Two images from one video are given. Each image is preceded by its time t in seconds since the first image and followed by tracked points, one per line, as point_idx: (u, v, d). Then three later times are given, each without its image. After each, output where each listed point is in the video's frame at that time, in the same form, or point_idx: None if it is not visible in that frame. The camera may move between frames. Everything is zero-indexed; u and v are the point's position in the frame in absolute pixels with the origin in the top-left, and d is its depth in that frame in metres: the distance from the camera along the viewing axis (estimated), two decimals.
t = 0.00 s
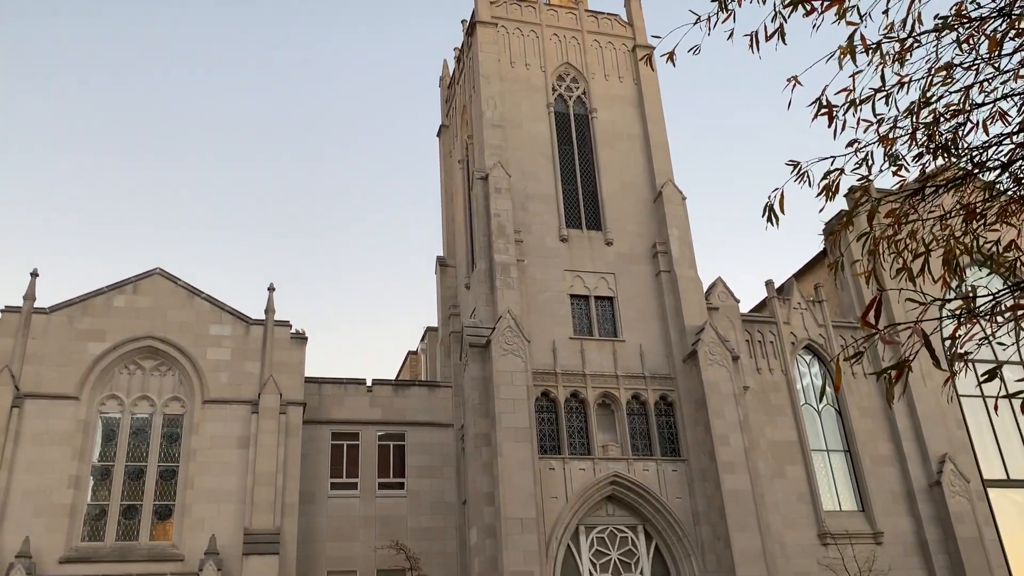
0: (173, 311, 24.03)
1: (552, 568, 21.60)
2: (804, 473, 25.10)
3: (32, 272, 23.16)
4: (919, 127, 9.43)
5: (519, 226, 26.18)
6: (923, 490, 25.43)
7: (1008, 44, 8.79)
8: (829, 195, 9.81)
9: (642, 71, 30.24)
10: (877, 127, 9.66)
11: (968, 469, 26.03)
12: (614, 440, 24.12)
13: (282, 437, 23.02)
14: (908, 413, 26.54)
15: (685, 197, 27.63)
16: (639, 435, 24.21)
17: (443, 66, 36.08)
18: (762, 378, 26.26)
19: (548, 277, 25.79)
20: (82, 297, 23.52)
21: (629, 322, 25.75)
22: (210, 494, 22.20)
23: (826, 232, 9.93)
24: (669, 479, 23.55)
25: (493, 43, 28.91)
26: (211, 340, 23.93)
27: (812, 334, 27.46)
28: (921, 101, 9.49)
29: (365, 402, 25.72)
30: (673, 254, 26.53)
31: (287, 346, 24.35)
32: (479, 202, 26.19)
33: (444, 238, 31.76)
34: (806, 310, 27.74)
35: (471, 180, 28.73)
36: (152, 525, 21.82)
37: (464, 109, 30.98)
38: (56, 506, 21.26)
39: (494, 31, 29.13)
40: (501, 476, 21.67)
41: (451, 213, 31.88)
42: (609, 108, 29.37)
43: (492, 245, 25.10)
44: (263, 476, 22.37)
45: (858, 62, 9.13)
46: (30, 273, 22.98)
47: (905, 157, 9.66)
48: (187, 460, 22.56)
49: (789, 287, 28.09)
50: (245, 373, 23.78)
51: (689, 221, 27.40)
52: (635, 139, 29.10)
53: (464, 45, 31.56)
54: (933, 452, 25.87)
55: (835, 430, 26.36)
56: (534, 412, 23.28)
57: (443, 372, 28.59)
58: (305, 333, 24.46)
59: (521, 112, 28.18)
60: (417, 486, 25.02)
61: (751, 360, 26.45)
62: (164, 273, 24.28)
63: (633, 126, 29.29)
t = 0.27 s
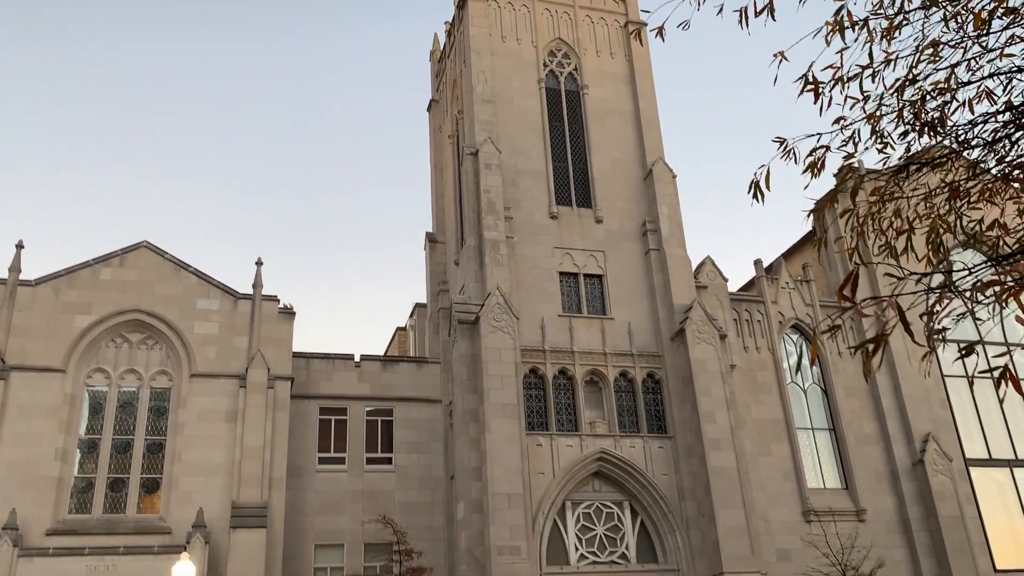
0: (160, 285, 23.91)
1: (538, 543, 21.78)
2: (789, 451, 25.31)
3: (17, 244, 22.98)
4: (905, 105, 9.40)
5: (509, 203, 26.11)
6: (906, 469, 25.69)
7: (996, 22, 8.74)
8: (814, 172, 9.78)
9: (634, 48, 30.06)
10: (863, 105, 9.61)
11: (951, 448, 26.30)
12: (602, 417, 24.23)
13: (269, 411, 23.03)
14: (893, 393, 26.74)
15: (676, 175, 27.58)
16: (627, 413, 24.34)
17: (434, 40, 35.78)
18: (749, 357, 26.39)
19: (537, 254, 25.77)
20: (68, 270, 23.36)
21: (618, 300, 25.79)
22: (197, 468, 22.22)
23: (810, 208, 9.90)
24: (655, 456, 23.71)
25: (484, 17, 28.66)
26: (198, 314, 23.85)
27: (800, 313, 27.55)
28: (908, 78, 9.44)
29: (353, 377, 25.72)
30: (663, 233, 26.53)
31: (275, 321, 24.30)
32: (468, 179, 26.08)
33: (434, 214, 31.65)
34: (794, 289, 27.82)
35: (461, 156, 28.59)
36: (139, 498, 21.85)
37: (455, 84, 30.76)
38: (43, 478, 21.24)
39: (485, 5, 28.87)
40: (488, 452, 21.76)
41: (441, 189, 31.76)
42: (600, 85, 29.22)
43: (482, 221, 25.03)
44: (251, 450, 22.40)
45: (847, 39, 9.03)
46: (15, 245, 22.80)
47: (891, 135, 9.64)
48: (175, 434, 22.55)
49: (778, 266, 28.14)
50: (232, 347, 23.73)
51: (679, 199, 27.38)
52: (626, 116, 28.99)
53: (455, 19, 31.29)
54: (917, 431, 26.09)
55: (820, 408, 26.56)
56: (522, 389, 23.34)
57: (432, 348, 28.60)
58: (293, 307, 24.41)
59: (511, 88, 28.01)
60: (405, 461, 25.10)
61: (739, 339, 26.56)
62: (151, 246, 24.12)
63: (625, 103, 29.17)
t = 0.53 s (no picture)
0: (149, 255, 23.79)
1: (525, 516, 21.97)
2: (774, 427, 25.52)
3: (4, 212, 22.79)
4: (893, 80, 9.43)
5: (500, 177, 26.02)
6: (890, 447, 25.94)
7: None
8: (803, 147, 9.80)
9: (628, 22, 29.86)
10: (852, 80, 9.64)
11: (935, 427, 26.56)
12: (590, 392, 24.35)
13: (258, 383, 23.03)
14: (879, 371, 26.93)
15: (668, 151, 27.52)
16: (615, 388, 24.46)
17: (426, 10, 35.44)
18: (737, 335, 26.51)
19: (528, 229, 25.74)
20: (56, 239, 23.21)
21: (608, 276, 25.82)
22: (185, 438, 22.25)
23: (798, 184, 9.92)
24: (642, 431, 23.87)
25: None
26: (187, 285, 23.76)
27: (788, 291, 27.65)
28: (897, 53, 9.45)
29: (343, 350, 25.73)
30: (654, 209, 26.52)
31: (264, 293, 24.24)
32: (460, 152, 25.96)
33: (424, 187, 31.54)
34: (783, 267, 27.91)
35: (452, 130, 28.45)
36: (127, 468, 21.89)
37: (447, 56, 30.53)
38: (31, 447, 21.23)
39: None
40: (476, 425, 21.86)
41: (432, 162, 31.62)
42: (594, 60, 29.06)
43: (473, 195, 24.96)
44: (239, 421, 22.43)
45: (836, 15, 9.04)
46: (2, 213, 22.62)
47: (879, 110, 9.67)
48: (163, 405, 22.56)
49: (768, 244, 28.21)
50: (221, 319, 23.67)
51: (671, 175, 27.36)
52: (619, 91, 28.86)
53: None
54: (902, 410, 26.31)
55: (806, 386, 26.77)
56: (511, 364, 23.42)
57: (421, 322, 28.62)
58: (283, 279, 24.35)
59: (504, 61, 27.83)
60: (394, 434, 25.19)
61: (727, 316, 26.67)
62: (139, 216, 23.96)
63: (618, 78, 29.03)
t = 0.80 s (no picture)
0: (138, 221, 23.65)
1: (512, 485, 22.16)
2: (761, 401, 25.72)
3: None
4: (885, 51, 9.43)
5: (492, 148, 25.91)
6: (875, 421, 26.21)
7: None
8: (794, 117, 9.78)
9: None
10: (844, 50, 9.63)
11: (920, 402, 26.81)
12: (579, 364, 24.46)
13: (248, 351, 23.04)
14: (866, 346, 27.13)
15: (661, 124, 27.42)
16: (604, 361, 24.58)
17: None
18: (726, 309, 26.63)
19: (519, 201, 25.69)
20: (44, 203, 23.03)
21: (599, 249, 25.83)
22: (174, 405, 22.28)
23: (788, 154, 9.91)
24: (630, 403, 24.04)
25: None
26: (176, 252, 23.66)
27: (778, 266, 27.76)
28: (889, 24, 9.43)
29: (333, 319, 25.72)
30: (646, 182, 26.49)
31: (254, 261, 24.17)
32: (452, 122, 25.82)
33: (416, 157, 31.39)
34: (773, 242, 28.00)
35: (445, 99, 28.27)
36: (116, 434, 21.94)
37: (440, 24, 30.26)
38: (19, 412, 21.22)
39: None
40: (465, 396, 21.95)
41: (424, 131, 31.45)
42: (588, 30, 28.85)
43: (465, 166, 24.86)
44: (229, 389, 22.47)
45: None
46: None
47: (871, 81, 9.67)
48: (152, 372, 22.56)
49: (759, 219, 28.27)
50: (211, 286, 23.61)
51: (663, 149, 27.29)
52: (613, 63, 28.69)
53: None
54: (888, 385, 26.54)
55: (794, 360, 26.95)
56: (500, 335, 23.47)
57: (412, 292, 28.62)
58: (273, 248, 24.26)
59: (498, 30, 27.60)
60: (383, 403, 25.28)
61: (717, 290, 26.76)
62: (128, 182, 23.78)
63: (612, 49, 28.84)
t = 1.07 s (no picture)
0: (127, 185, 23.43)
1: (502, 453, 22.27)
2: (750, 372, 25.84)
3: None
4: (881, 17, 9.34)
5: (485, 115, 25.71)
6: (862, 393, 26.39)
7: None
8: (788, 82, 9.66)
9: None
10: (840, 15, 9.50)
11: (908, 375, 26.98)
12: (570, 333, 24.50)
13: (238, 317, 22.98)
14: (855, 319, 27.23)
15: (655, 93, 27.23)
16: (594, 330, 24.61)
17: None
18: (717, 280, 26.65)
19: (512, 169, 25.55)
20: (31, 166, 22.78)
21: (591, 218, 25.75)
22: (164, 370, 22.24)
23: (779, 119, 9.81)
24: (620, 373, 24.12)
25: None
26: (166, 217, 23.49)
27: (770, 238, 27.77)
28: None
29: (324, 286, 25.64)
30: (639, 152, 26.37)
31: (244, 227, 24.01)
32: (445, 88, 25.58)
33: (408, 124, 31.14)
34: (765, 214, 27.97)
35: (438, 65, 27.98)
36: (106, 399, 21.92)
37: None
38: (7, 375, 21.14)
39: None
40: (456, 363, 21.98)
41: (416, 98, 31.17)
42: None
43: (457, 133, 24.67)
44: (219, 355, 22.44)
45: None
46: None
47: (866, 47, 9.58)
48: (142, 337, 22.50)
49: (752, 190, 28.21)
50: (201, 252, 23.48)
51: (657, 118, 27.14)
52: (609, 30, 28.41)
53: None
54: (876, 357, 26.68)
55: (783, 331, 27.05)
56: (492, 304, 23.46)
57: (403, 260, 28.53)
58: (263, 214, 24.10)
59: None
60: (374, 370, 25.29)
61: (709, 261, 26.77)
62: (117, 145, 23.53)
63: (608, 16, 28.55)
